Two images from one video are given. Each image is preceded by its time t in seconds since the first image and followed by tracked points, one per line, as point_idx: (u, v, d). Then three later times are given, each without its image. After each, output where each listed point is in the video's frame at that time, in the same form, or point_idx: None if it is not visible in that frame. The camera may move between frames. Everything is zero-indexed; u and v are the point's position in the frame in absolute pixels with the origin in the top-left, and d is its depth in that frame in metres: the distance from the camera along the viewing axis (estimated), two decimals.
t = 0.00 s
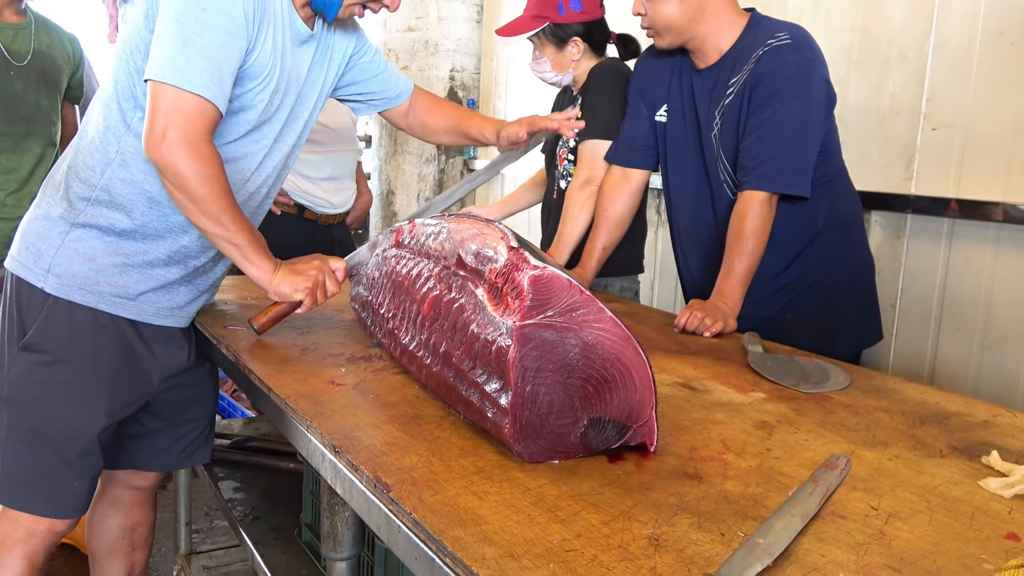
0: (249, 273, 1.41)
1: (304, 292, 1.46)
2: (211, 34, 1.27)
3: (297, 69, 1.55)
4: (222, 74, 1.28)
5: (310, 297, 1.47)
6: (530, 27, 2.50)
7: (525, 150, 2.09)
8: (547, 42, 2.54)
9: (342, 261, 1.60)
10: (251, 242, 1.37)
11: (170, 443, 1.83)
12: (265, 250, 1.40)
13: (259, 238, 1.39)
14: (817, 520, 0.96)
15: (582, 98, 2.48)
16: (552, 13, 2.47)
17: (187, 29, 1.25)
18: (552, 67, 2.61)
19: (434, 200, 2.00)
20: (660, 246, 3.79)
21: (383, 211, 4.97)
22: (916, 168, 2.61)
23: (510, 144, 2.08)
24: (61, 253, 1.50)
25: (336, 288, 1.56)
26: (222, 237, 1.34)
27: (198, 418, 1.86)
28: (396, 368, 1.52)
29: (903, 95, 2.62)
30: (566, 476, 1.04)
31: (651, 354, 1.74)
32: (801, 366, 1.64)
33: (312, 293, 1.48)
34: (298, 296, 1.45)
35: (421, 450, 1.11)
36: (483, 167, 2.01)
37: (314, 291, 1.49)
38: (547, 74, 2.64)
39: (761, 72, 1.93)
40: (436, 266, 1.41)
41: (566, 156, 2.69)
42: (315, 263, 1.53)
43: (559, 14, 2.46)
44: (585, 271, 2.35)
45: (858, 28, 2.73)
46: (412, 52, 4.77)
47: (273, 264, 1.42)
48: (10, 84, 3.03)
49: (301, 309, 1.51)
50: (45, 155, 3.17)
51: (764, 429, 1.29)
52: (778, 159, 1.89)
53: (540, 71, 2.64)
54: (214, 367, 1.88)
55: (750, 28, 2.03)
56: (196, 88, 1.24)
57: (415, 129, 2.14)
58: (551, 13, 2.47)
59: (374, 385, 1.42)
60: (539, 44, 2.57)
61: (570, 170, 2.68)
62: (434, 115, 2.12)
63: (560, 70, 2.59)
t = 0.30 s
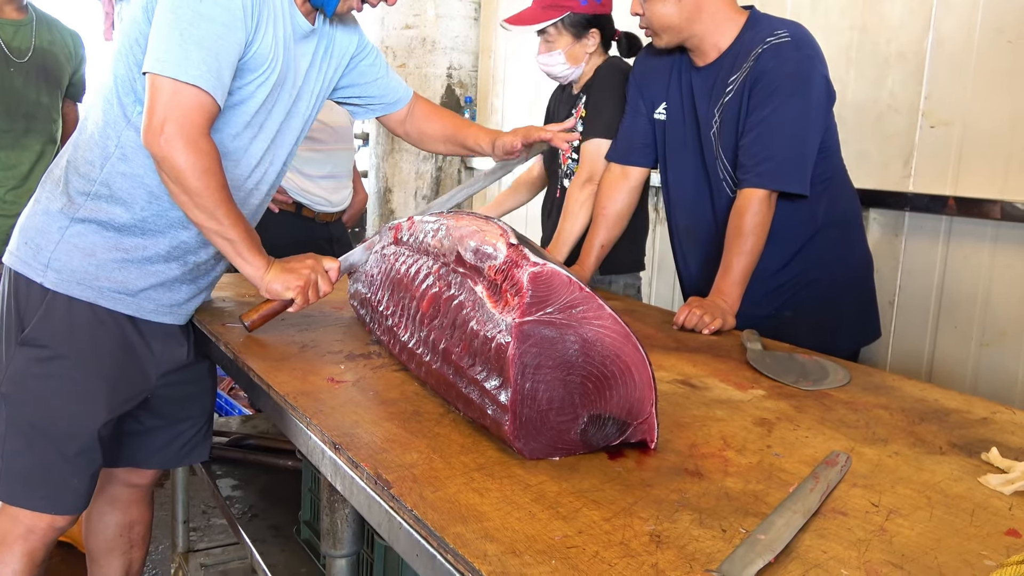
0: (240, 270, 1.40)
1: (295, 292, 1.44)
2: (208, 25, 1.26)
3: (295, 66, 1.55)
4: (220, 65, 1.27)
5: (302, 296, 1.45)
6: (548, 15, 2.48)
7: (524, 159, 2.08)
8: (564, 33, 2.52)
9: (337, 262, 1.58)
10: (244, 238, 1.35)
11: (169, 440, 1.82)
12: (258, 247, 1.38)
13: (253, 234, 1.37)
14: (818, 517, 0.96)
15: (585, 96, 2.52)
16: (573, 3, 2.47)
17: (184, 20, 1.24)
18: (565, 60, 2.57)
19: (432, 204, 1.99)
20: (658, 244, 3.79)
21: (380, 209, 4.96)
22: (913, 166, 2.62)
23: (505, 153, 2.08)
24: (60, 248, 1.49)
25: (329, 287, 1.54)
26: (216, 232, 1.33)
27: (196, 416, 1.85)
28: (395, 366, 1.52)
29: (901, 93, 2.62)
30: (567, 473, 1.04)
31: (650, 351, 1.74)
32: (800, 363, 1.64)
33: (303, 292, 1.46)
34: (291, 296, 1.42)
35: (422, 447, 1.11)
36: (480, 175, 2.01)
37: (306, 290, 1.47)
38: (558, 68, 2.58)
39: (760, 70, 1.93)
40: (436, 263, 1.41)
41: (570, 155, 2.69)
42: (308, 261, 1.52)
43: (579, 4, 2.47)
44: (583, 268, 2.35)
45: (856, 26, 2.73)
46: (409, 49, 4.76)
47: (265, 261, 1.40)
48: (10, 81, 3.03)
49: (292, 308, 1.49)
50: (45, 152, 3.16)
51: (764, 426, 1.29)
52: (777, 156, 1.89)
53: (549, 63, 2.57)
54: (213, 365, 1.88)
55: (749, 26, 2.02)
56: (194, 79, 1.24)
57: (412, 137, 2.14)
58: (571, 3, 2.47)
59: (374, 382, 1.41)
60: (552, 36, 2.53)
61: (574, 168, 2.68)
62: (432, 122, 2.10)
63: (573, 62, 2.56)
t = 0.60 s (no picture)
0: (228, 268, 1.37)
1: (285, 295, 1.40)
2: (209, 16, 1.26)
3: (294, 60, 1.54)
4: (222, 57, 1.27)
5: (289, 300, 1.41)
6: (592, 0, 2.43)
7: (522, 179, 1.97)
8: (597, 23, 2.49)
9: (325, 268, 1.55)
10: (233, 234, 1.33)
11: (169, 438, 1.82)
12: (248, 245, 1.36)
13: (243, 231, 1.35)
14: (816, 514, 0.97)
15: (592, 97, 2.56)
16: None
17: (186, 11, 1.24)
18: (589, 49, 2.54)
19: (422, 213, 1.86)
20: (655, 241, 3.79)
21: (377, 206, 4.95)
22: (910, 163, 2.62)
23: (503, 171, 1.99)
24: (61, 245, 1.49)
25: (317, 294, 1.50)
26: (207, 228, 1.31)
27: (196, 412, 1.85)
28: (393, 363, 1.51)
29: (898, 91, 2.63)
30: (566, 470, 1.04)
31: (648, 348, 1.74)
32: (797, 361, 1.64)
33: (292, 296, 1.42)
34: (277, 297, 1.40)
35: (420, 444, 1.11)
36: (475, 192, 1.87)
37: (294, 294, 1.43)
38: (581, 57, 2.54)
39: (758, 67, 1.93)
40: (434, 261, 1.41)
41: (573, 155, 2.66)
42: (297, 265, 1.47)
43: None
44: (582, 264, 2.32)
45: (853, 24, 2.73)
46: (406, 46, 4.69)
47: (254, 261, 1.37)
48: (10, 77, 3.02)
49: (278, 311, 1.45)
50: (45, 149, 3.15)
51: (762, 423, 1.29)
52: (776, 153, 1.89)
53: (575, 50, 2.52)
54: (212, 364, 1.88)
55: (746, 23, 2.02)
56: (196, 71, 1.23)
57: (409, 139, 2.12)
58: None
59: (372, 379, 1.41)
60: (586, 21, 2.48)
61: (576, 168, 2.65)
62: (430, 128, 2.09)
63: (597, 53, 2.55)
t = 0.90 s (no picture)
0: (209, 264, 1.34)
1: (261, 297, 1.37)
2: (206, 12, 1.26)
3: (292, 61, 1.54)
4: (218, 53, 1.27)
5: (268, 304, 1.38)
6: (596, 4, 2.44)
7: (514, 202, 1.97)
8: (598, 25, 2.50)
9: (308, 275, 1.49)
10: (218, 232, 1.32)
11: (165, 437, 1.82)
12: (231, 245, 1.34)
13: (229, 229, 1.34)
14: (813, 513, 0.97)
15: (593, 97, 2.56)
16: None
17: (181, 6, 1.24)
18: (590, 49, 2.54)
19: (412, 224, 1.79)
20: (652, 240, 3.79)
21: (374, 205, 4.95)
22: (906, 162, 2.63)
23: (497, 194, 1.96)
24: (58, 243, 1.48)
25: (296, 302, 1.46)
26: (191, 223, 1.30)
27: (191, 412, 1.85)
28: (390, 362, 1.51)
29: (895, 90, 2.64)
30: (563, 469, 1.04)
31: (645, 347, 1.74)
32: (794, 360, 1.65)
33: (269, 299, 1.39)
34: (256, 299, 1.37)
35: (417, 443, 1.11)
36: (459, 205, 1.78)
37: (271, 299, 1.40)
38: (581, 58, 2.53)
39: (755, 66, 1.93)
40: (432, 260, 1.41)
41: (572, 154, 2.65)
42: (279, 270, 1.44)
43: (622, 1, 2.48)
44: (578, 263, 2.31)
45: (850, 23, 2.74)
46: (402, 45, 4.71)
47: (237, 261, 1.35)
48: (10, 75, 3.02)
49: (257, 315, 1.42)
50: (44, 147, 3.15)
51: (759, 422, 1.29)
52: (772, 152, 1.89)
53: (575, 51, 2.52)
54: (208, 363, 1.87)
55: (743, 22, 2.02)
56: (190, 66, 1.23)
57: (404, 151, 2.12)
58: None
59: (369, 379, 1.41)
60: (588, 24, 2.48)
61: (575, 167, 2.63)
62: (427, 143, 2.08)
63: (595, 54, 2.55)
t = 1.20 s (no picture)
0: (200, 264, 1.34)
1: (251, 297, 1.37)
2: (210, 9, 1.26)
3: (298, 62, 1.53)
4: (221, 51, 1.27)
5: (256, 305, 1.37)
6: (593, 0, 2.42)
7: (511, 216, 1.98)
8: (594, 21, 2.48)
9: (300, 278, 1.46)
10: (209, 229, 1.31)
11: (167, 436, 1.82)
12: (222, 244, 1.34)
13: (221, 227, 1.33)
14: (813, 512, 0.97)
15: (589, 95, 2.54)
16: None
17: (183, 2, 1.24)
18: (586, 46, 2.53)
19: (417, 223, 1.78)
20: (650, 239, 3.79)
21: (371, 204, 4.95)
22: (905, 161, 2.63)
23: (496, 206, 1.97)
24: (64, 242, 1.47)
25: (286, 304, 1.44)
26: (183, 219, 1.30)
27: (192, 412, 1.85)
28: (389, 361, 1.51)
29: (893, 90, 2.64)
30: (563, 468, 1.04)
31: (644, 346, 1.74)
32: (792, 358, 1.65)
33: (259, 300, 1.37)
34: (245, 299, 1.36)
35: (417, 442, 1.10)
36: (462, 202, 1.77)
37: (260, 300, 1.38)
38: (575, 55, 2.52)
39: (754, 65, 1.93)
40: (432, 258, 1.40)
41: (569, 152, 2.65)
42: (270, 271, 1.43)
43: None
44: (577, 263, 2.30)
45: (849, 21, 2.74)
46: (400, 44, 4.76)
47: (227, 260, 1.35)
48: (7, 73, 3.01)
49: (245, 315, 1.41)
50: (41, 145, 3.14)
51: (758, 421, 1.29)
52: (772, 151, 1.89)
53: (569, 47, 2.51)
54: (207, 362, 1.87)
55: (743, 22, 2.02)
56: (192, 62, 1.23)
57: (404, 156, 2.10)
58: None
59: (368, 377, 1.41)
60: (583, 20, 2.47)
61: (571, 166, 2.63)
62: (428, 152, 2.07)
63: (590, 50, 2.54)
